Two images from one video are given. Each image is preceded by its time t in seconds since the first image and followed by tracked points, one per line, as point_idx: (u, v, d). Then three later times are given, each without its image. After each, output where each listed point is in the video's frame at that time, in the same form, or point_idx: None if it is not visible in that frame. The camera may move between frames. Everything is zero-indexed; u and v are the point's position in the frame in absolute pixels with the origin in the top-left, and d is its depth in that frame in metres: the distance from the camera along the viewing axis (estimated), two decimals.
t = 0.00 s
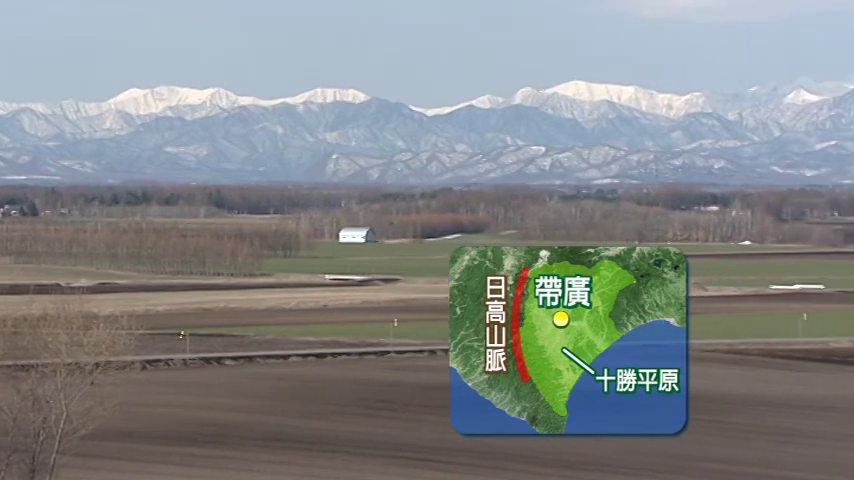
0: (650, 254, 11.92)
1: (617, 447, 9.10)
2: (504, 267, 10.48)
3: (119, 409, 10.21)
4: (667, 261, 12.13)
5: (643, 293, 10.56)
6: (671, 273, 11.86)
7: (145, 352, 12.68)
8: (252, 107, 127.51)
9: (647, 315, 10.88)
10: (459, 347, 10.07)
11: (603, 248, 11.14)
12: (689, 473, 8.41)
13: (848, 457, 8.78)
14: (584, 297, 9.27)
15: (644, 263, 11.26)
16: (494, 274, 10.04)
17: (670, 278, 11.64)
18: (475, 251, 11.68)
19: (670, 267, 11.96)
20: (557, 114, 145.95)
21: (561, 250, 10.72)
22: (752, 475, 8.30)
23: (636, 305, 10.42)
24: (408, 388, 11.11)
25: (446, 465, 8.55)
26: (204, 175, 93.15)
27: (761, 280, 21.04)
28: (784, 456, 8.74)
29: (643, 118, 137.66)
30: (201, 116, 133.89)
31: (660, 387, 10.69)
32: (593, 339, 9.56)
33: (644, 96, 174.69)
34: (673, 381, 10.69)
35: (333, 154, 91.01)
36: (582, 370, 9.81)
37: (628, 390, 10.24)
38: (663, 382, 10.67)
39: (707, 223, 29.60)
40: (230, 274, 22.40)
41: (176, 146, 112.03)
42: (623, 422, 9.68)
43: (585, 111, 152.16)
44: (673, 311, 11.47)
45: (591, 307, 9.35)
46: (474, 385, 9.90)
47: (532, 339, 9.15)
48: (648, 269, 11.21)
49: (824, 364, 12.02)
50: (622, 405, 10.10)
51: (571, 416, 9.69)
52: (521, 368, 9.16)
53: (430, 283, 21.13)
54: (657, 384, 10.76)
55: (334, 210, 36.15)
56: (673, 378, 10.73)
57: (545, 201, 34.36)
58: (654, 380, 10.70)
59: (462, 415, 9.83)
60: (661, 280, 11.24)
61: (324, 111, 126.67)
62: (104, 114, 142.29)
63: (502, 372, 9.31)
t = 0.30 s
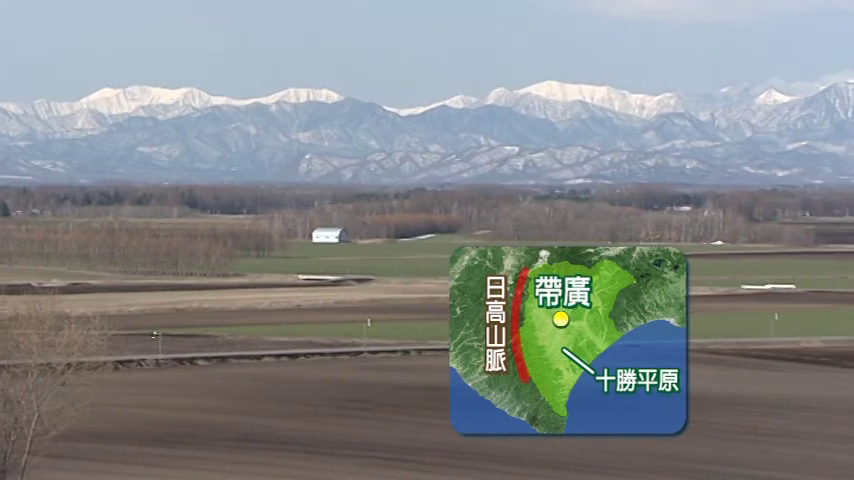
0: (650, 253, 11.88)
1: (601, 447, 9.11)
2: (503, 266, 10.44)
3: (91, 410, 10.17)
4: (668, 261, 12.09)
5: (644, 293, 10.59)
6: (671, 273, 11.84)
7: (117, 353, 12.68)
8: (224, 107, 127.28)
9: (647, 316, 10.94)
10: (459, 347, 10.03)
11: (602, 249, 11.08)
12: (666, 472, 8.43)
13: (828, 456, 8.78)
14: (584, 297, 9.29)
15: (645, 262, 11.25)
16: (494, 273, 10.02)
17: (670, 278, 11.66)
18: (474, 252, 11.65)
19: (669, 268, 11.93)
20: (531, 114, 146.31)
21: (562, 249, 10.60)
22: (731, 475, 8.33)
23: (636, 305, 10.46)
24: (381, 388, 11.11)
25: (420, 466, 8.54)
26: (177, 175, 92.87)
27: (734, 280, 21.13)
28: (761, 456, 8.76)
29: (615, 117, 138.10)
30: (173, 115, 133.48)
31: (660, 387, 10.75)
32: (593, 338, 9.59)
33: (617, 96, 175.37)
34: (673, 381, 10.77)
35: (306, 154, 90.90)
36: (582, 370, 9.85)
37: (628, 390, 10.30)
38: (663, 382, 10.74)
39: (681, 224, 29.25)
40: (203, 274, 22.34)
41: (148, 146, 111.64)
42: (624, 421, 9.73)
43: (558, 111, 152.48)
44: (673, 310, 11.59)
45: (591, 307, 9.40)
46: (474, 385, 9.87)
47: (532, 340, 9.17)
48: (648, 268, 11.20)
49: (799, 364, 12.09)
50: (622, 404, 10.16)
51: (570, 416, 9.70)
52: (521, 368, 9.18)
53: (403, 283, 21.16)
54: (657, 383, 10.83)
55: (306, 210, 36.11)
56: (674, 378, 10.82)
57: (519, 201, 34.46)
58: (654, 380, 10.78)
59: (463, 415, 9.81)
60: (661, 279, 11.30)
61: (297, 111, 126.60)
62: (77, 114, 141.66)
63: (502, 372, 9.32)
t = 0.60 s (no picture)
0: (650, 253, 11.57)
1: (577, 446, 9.14)
2: (504, 267, 10.22)
3: (60, 409, 10.13)
4: (667, 261, 11.79)
5: (644, 294, 10.33)
6: (671, 273, 11.53)
7: (88, 353, 12.67)
8: (195, 107, 127.01)
9: (647, 315, 10.64)
10: (458, 347, 9.75)
11: (602, 248, 10.83)
12: (638, 472, 8.48)
13: (800, 455, 8.79)
14: (584, 297, 8.99)
15: (645, 263, 11.03)
16: (494, 274, 9.76)
17: (670, 279, 11.35)
18: (474, 252, 11.50)
19: (669, 268, 11.62)
20: (502, 114, 146.64)
21: (560, 249, 10.33)
22: (704, 475, 8.37)
23: (636, 305, 10.19)
24: (352, 389, 11.10)
25: (391, 467, 8.53)
26: (148, 175, 92.46)
27: (704, 280, 21.21)
28: (732, 456, 8.82)
29: (586, 117, 138.55)
30: (144, 115, 132.92)
31: (659, 387, 10.47)
32: (593, 339, 9.27)
33: (588, 97, 176.06)
34: (674, 382, 10.51)
35: (278, 154, 90.70)
36: (582, 370, 9.51)
37: (628, 390, 10.02)
38: (662, 382, 10.47)
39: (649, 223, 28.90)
40: (174, 274, 22.29)
41: (119, 146, 111.08)
42: (626, 421, 9.72)
43: (529, 112, 152.82)
44: (673, 311, 11.24)
45: (591, 307, 9.08)
46: (474, 386, 9.60)
47: (532, 340, 8.91)
48: (647, 269, 10.97)
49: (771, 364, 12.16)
50: (627, 411, 9.89)
51: (570, 418, 9.59)
52: (520, 368, 8.92)
53: (375, 283, 21.17)
54: (657, 384, 10.54)
55: (278, 209, 36.05)
56: (674, 378, 10.53)
57: (490, 201, 34.51)
58: (654, 380, 10.47)
59: (465, 417, 9.72)
60: (661, 279, 11.01)
61: (268, 111, 126.27)
62: (47, 114, 140.82)
63: (502, 373, 9.03)
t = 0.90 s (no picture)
0: (650, 252, 11.03)
1: (553, 446, 9.15)
2: (503, 266, 9.77)
3: (29, 411, 10.08)
4: (667, 261, 11.20)
5: (644, 293, 9.99)
6: (671, 273, 10.97)
7: (59, 354, 12.64)
8: (167, 106, 126.57)
9: (646, 316, 10.22)
10: (458, 348, 9.50)
11: (600, 247, 10.41)
12: (607, 472, 8.47)
13: (770, 454, 8.83)
14: (585, 297, 8.85)
15: (644, 262, 10.54)
16: (494, 273, 9.47)
17: (670, 279, 10.82)
18: (474, 251, 10.87)
19: (670, 267, 11.05)
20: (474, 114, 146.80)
21: (560, 249, 9.94)
22: (684, 475, 8.39)
23: (636, 306, 9.85)
24: (324, 389, 11.08)
25: (364, 467, 8.53)
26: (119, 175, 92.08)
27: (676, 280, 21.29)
28: (699, 455, 8.90)
29: (557, 118, 138.95)
30: (116, 115, 132.34)
31: (659, 387, 10.43)
32: (593, 339, 9.07)
33: (561, 97, 176.66)
34: (674, 381, 10.40)
35: (250, 154, 90.52)
36: (582, 370, 9.32)
37: (628, 390, 9.87)
38: (662, 382, 10.40)
39: (622, 224, 28.95)
40: (146, 274, 22.22)
41: (90, 146, 110.57)
42: (622, 424, 9.67)
43: (501, 112, 153.06)
44: (673, 310, 10.78)
45: (591, 307, 8.92)
46: (475, 385, 9.42)
47: (532, 340, 8.77)
48: (647, 268, 10.49)
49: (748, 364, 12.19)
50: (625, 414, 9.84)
51: (569, 418, 9.59)
52: (520, 368, 8.81)
53: (349, 283, 21.18)
54: (657, 383, 10.47)
55: (249, 210, 35.98)
56: (673, 377, 10.42)
57: (463, 201, 34.55)
58: (654, 380, 10.41)
59: (463, 414, 9.73)
60: (661, 279, 10.52)
61: (240, 111, 126.00)
62: (18, 114, 140.04)
63: (502, 372, 8.91)
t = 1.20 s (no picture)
0: (650, 252, 10.95)
1: (525, 446, 9.13)
2: (503, 267, 9.77)
3: None
4: (668, 259, 11.10)
5: (644, 293, 10.13)
6: (671, 273, 10.88)
7: (30, 355, 12.58)
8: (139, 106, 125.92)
9: (646, 317, 10.34)
10: (458, 348, 9.67)
11: (600, 247, 10.41)
12: (583, 471, 8.45)
13: (750, 454, 8.84)
14: (584, 297, 9.01)
15: (644, 262, 10.54)
16: (493, 274, 9.58)
17: (670, 278, 10.75)
18: (474, 250, 10.80)
19: (670, 267, 10.95)
20: (447, 115, 146.94)
21: (560, 248, 9.97)
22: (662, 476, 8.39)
23: (636, 305, 10.00)
24: (297, 389, 11.05)
25: (336, 466, 8.52)
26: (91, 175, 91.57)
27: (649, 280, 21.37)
28: (677, 453, 8.93)
29: (530, 118, 139.20)
30: (87, 115, 131.67)
31: (659, 387, 10.68)
32: (593, 339, 9.30)
33: (534, 97, 176.96)
34: (673, 381, 10.68)
35: (222, 154, 90.23)
36: (582, 370, 9.60)
37: (627, 389, 10.30)
38: (663, 382, 10.66)
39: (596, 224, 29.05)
40: (118, 274, 22.15)
41: (61, 146, 109.94)
42: (622, 425, 9.77)
43: (474, 112, 153.22)
44: (672, 311, 10.83)
45: (592, 307, 9.10)
46: (474, 385, 9.60)
47: (532, 339, 8.97)
48: (648, 268, 10.50)
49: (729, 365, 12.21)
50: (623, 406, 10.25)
51: (569, 417, 9.76)
52: (520, 368, 9.05)
53: (322, 283, 21.19)
54: (656, 383, 10.74)
55: (222, 210, 35.88)
56: (673, 378, 10.69)
57: (436, 201, 34.57)
58: (654, 380, 10.69)
59: (463, 412, 9.96)
60: (662, 279, 10.55)
61: (214, 111, 125.59)
62: None
63: (502, 372, 9.16)
